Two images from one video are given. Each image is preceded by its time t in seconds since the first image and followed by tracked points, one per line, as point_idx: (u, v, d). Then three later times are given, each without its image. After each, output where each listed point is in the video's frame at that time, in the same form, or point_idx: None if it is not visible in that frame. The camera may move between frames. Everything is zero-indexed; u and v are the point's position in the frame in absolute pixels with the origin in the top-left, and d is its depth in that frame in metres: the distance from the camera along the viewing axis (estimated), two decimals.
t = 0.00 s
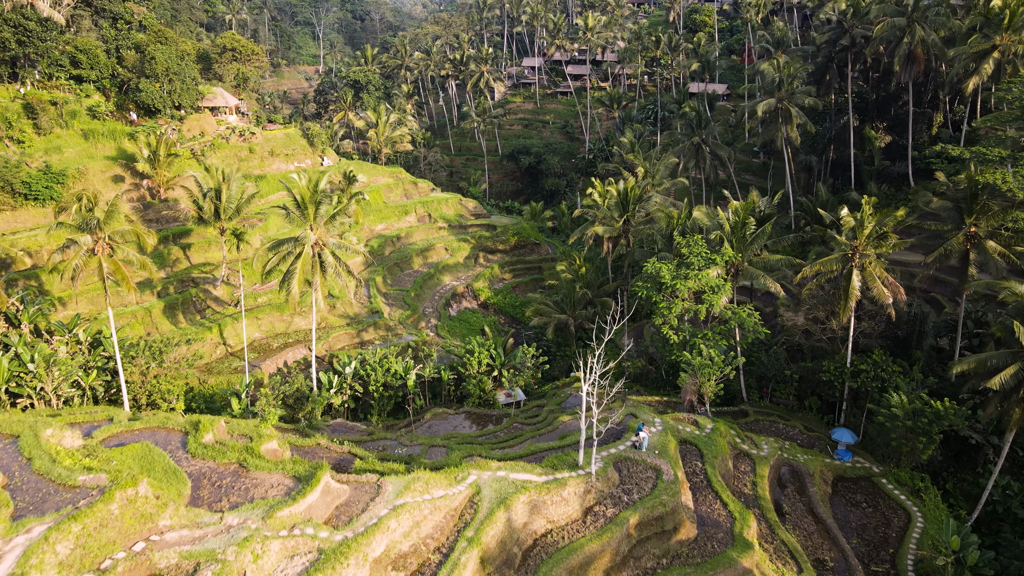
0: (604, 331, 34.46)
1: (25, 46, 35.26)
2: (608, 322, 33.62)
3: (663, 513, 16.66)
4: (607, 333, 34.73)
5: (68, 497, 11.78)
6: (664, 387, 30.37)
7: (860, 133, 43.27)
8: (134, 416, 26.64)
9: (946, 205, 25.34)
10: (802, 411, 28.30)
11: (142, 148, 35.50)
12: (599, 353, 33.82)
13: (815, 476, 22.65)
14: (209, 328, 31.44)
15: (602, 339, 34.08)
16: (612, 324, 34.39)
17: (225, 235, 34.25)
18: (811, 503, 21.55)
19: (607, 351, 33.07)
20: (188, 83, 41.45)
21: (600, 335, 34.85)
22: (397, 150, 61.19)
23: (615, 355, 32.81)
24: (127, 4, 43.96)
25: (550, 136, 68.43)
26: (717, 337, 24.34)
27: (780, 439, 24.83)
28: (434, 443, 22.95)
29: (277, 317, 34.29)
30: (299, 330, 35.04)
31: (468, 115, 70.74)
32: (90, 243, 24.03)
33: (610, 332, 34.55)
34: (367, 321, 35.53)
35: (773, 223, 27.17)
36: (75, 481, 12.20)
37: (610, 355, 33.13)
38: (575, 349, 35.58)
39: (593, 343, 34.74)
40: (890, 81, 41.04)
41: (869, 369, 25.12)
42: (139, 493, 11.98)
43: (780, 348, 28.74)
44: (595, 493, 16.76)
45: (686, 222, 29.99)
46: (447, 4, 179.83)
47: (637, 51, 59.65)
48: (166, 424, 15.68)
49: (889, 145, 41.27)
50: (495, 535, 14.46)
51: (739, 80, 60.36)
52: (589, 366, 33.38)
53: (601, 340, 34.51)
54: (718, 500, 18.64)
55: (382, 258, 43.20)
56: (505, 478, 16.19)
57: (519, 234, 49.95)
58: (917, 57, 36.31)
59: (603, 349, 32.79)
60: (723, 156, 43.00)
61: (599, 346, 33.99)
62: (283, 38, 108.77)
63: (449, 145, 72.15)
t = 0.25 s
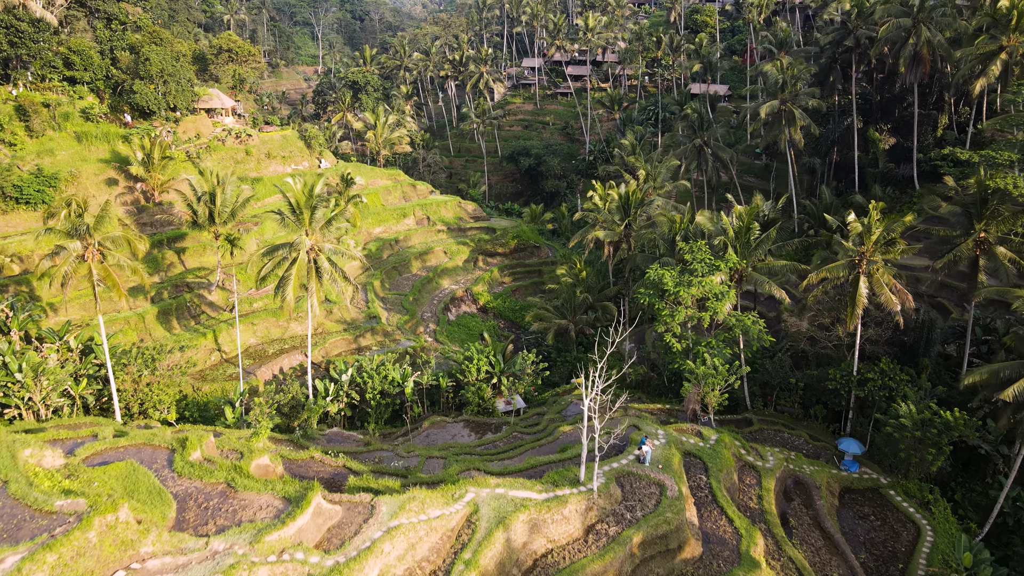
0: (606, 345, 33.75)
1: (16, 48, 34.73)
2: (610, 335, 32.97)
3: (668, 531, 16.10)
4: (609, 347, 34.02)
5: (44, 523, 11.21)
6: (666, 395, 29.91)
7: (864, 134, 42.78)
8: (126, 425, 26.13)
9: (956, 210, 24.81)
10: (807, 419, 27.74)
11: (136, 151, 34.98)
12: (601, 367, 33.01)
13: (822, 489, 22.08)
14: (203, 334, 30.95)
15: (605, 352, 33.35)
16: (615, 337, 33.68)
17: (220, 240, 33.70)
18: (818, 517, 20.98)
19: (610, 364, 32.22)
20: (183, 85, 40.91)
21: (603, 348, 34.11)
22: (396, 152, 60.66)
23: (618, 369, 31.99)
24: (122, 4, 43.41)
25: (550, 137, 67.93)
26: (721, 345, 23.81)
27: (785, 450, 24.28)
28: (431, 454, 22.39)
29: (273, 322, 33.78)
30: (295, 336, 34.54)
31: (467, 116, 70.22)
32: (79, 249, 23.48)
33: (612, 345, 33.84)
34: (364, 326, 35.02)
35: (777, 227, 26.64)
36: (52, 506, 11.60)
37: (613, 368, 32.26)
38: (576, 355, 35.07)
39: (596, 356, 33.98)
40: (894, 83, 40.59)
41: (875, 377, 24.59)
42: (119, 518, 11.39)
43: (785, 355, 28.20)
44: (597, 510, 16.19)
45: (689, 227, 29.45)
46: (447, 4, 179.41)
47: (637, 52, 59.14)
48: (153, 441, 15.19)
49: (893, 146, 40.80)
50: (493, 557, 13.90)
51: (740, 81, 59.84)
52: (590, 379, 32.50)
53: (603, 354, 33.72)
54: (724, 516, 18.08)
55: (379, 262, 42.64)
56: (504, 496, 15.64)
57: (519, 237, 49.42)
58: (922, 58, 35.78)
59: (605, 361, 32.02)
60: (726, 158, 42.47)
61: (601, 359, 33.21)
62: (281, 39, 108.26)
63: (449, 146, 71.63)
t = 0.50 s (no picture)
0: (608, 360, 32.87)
1: (8, 49, 34.18)
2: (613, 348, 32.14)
3: (672, 551, 15.54)
4: (612, 361, 33.15)
5: (17, 554, 10.52)
6: (669, 403, 29.49)
7: (868, 136, 42.31)
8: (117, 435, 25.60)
9: (965, 214, 24.30)
10: (812, 428, 27.19)
11: (130, 153, 34.46)
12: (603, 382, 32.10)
13: (829, 502, 21.52)
14: (197, 340, 30.45)
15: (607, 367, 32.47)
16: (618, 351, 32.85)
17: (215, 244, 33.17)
18: (826, 532, 20.41)
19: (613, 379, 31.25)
20: (178, 86, 40.37)
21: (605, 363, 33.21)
22: (394, 153, 60.12)
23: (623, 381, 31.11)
24: (116, 4, 42.86)
25: (550, 138, 67.41)
26: (725, 353, 23.28)
27: (791, 461, 23.72)
28: (429, 466, 21.84)
29: (268, 328, 33.26)
30: (292, 341, 34.01)
31: (467, 117, 69.71)
32: (68, 256, 22.93)
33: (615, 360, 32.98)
34: (362, 332, 34.50)
35: (782, 232, 26.13)
36: (27, 534, 10.93)
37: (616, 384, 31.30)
38: (576, 361, 34.56)
39: (597, 371, 33.08)
40: (899, 84, 40.19)
41: (883, 386, 24.06)
42: (97, 546, 10.76)
43: (790, 362, 27.68)
44: (599, 529, 15.63)
45: (691, 231, 28.93)
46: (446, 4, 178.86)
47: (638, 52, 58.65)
48: (138, 459, 14.70)
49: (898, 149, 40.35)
50: None
51: (742, 82, 59.34)
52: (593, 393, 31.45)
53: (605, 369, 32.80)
54: (730, 533, 17.53)
55: (377, 265, 42.13)
56: (502, 515, 15.05)
57: (519, 240, 48.90)
58: (928, 60, 35.27)
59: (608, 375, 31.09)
60: (728, 160, 41.96)
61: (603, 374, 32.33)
62: (280, 39, 107.70)
63: (448, 147, 71.11)
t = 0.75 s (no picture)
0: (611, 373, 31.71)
1: None
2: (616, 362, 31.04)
3: (678, 573, 14.97)
4: (614, 375, 32.00)
5: None
6: (671, 410, 29.10)
7: (872, 138, 41.90)
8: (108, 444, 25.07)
9: (975, 220, 23.64)
10: (818, 437, 26.63)
11: (123, 156, 33.91)
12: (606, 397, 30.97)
13: (837, 516, 20.95)
14: (191, 347, 29.91)
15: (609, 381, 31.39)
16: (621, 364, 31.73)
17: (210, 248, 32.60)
18: (835, 547, 19.82)
19: (615, 394, 30.07)
20: (173, 88, 39.81)
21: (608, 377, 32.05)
22: (393, 155, 59.56)
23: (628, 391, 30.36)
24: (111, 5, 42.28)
25: (550, 140, 66.84)
26: (730, 362, 22.75)
27: (797, 473, 23.15)
28: (426, 478, 21.33)
29: (264, 333, 32.72)
30: (287, 348, 33.48)
31: (466, 119, 69.15)
32: (57, 263, 22.36)
33: (617, 374, 31.81)
34: (359, 337, 33.94)
35: (787, 238, 25.54)
36: None
37: (618, 399, 30.14)
38: (576, 367, 34.01)
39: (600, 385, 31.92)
40: (904, 86, 39.95)
41: (891, 396, 23.51)
42: None
43: (795, 370, 27.12)
44: (601, 549, 15.06)
45: (695, 237, 28.41)
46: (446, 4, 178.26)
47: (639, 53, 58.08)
48: (122, 478, 14.19)
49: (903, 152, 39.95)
50: None
51: (744, 83, 58.85)
52: (594, 408, 30.16)
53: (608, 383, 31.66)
54: (737, 552, 16.97)
55: (375, 269, 41.56)
56: (501, 535, 14.48)
57: (519, 243, 48.35)
58: (934, 61, 34.73)
59: (610, 389, 29.95)
60: (730, 163, 41.41)
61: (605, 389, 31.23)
62: (279, 39, 107.11)
63: (447, 149, 70.55)
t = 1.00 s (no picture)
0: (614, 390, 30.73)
1: None
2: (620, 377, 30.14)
3: None
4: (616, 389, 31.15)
5: None
6: (672, 417, 28.74)
7: (877, 140, 41.28)
8: (99, 455, 24.53)
9: (985, 225, 23.16)
10: (824, 447, 26.08)
11: (116, 159, 33.36)
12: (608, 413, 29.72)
13: (845, 530, 20.39)
14: (185, 354, 29.38)
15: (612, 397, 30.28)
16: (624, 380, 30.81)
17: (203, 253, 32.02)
18: (843, 564, 19.27)
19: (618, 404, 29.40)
20: (168, 90, 39.24)
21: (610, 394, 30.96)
22: (392, 157, 59.01)
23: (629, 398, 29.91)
24: (105, 5, 41.73)
25: (550, 141, 66.28)
26: (734, 372, 22.20)
27: (803, 485, 22.60)
28: (423, 491, 20.78)
29: (259, 340, 32.17)
30: (283, 354, 32.93)
31: (466, 120, 68.59)
32: (45, 270, 21.83)
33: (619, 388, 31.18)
34: (356, 344, 33.37)
35: (793, 243, 25.01)
36: None
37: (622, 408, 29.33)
38: (577, 374, 33.50)
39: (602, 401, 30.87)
40: (909, 88, 39.29)
41: (899, 405, 22.96)
42: None
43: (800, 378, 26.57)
44: (603, 571, 14.42)
45: (698, 242, 27.87)
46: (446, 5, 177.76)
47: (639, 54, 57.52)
48: (104, 500, 13.62)
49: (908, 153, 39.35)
50: None
51: (746, 84, 58.30)
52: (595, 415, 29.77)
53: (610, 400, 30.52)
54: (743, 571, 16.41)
55: (373, 273, 41.01)
56: (500, 557, 13.91)
57: (518, 246, 47.82)
58: (941, 62, 34.18)
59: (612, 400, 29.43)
60: (733, 165, 40.87)
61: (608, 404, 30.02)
62: (278, 39, 106.57)
63: (447, 150, 70.01)
